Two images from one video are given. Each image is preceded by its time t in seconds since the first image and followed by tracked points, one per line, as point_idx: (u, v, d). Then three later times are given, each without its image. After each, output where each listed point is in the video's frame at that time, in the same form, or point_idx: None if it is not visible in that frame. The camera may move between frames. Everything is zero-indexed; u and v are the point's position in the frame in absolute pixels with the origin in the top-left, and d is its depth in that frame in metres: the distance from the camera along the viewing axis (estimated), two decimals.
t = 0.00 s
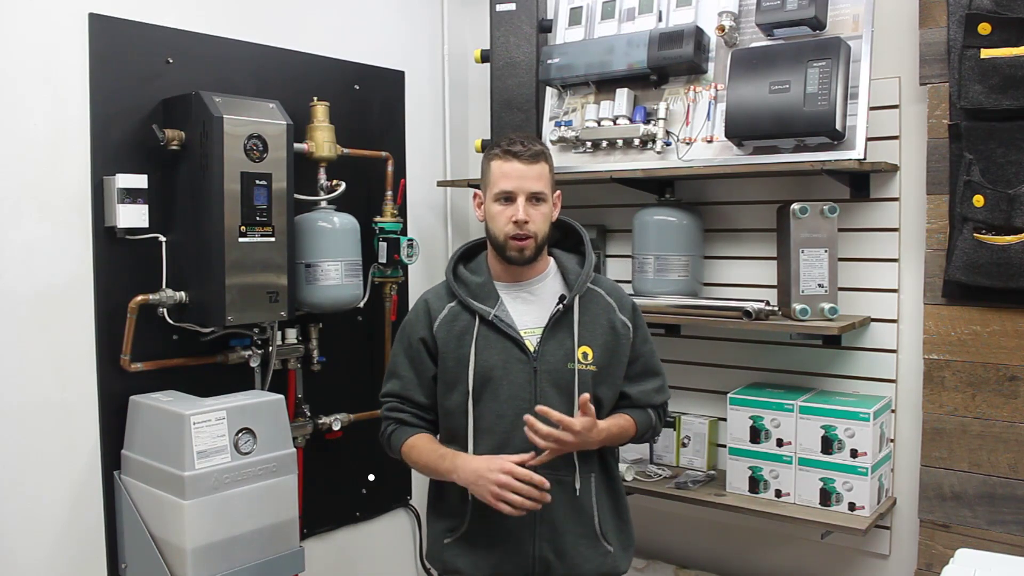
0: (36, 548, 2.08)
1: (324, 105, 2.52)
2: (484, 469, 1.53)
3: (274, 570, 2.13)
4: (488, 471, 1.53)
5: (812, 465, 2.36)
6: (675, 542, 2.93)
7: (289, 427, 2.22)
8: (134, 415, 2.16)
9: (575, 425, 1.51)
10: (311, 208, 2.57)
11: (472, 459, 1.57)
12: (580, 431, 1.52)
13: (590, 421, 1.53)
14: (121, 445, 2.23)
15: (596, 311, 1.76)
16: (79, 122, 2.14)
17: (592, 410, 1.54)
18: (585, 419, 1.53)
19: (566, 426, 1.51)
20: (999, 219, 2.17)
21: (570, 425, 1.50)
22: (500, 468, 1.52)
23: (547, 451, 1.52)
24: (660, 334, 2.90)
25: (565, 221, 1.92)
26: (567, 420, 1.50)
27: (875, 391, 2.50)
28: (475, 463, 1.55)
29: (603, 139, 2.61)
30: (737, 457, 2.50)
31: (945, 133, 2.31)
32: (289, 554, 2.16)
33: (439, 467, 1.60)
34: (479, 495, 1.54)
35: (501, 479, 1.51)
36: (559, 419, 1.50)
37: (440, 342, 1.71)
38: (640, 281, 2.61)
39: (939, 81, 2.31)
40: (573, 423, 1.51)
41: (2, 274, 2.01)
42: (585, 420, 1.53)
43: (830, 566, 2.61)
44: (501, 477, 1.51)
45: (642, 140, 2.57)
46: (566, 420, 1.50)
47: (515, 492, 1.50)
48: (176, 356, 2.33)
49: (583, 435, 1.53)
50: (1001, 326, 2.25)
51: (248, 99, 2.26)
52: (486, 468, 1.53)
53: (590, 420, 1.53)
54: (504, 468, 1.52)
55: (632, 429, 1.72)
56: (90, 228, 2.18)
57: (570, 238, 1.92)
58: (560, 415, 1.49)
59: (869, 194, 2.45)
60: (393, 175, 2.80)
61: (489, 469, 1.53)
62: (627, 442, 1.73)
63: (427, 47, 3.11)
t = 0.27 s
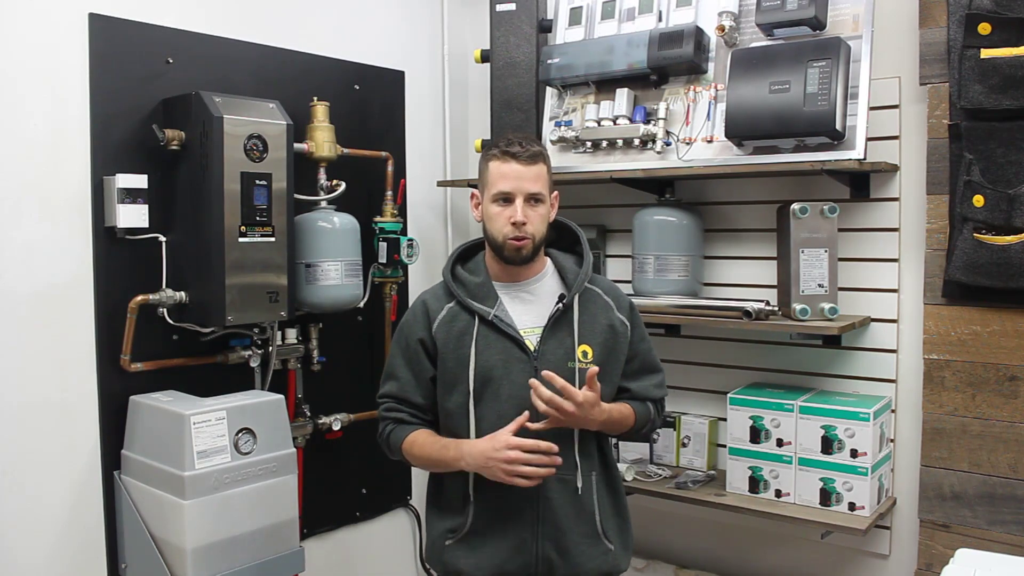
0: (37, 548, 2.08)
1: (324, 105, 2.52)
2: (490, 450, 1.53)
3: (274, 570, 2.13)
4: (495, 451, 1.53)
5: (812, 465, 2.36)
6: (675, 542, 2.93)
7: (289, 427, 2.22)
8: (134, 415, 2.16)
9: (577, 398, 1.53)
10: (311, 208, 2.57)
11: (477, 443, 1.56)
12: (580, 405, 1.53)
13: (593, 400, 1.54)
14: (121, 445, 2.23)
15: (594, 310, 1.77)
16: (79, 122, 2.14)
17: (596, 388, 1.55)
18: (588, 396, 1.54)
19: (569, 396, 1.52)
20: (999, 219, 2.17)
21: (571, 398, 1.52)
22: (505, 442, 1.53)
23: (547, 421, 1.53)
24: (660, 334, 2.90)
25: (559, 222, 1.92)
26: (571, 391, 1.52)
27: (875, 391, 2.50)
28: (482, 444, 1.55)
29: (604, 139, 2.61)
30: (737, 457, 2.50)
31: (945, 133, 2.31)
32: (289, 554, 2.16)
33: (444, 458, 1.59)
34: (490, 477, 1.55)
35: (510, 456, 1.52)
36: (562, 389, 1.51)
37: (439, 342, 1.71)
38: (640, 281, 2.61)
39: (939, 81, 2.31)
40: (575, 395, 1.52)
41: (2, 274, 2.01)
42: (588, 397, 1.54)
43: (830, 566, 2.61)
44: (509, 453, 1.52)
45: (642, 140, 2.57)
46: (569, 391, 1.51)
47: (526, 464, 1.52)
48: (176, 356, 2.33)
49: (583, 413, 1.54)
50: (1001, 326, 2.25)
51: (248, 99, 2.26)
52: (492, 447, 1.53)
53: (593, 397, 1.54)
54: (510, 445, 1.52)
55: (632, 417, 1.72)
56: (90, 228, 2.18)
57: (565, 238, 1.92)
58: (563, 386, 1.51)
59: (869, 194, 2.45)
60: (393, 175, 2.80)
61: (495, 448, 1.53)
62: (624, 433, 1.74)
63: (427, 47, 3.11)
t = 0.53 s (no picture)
0: (37, 547, 2.08)
1: (324, 105, 2.52)
2: (492, 447, 1.53)
3: (274, 570, 2.13)
4: (497, 448, 1.53)
5: (812, 465, 2.36)
6: (675, 542, 2.93)
7: (289, 427, 2.22)
8: (134, 416, 2.16)
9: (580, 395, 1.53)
10: (311, 208, 2.57)
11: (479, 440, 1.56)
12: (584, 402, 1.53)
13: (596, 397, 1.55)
14: (121, 445, 2.23)
15: (593, 310, 1.77)
16: (79, 122, 2.14)
17: (599, 387, 1.56)
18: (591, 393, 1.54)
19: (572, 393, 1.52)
20: (999, 219, 2.17)
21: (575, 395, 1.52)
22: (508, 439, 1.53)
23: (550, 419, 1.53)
24: (660, 334, 2.90)
25: (555, 221, 1.91)
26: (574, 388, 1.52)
27: (875, 391, 2.50)
28: (484, 441, 1.54)
29: (603, 139, 2.61)
30: (737, 457, 2.50)
31: (945, 133, 2.31)
32: (289, 554, 2.16)
33: (446, 456, 1.59)
34: (493, 473, 1.55)
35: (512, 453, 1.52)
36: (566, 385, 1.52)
37: (438, 345, 1.70)
38: (640, 281, 2.61)
39: (939, 81, 2.31)
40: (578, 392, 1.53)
41: (2, 274, 2.01)
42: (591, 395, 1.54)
43: (830, 565, 2.61)
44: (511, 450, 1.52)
45: (642, 140, 2.57)
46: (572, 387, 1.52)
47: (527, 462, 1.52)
48: (176, 356, 2.33)
49: (586, 410, 1.55)
50: (1001, 326, 2.25)
51: (248, 99, 2.26)
52: (494, 444, 1.53)
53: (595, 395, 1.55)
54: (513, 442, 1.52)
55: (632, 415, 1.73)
56: (90, 228, 2.18)
57: (561, 237, 1.92)
58: (567, 382, 1.51)
59: (869, 194, 2.45)
60: (392, 175, 2.80)
61: (498, 445, 1.53)
62: (623, 433, 1.75)
63: (428, 47, 3.11)
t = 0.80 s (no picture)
0: (37, 547, 2.08)
1: (324, 105, 2.52)
2: (491, 477, 1.51)
3: (274, 570, 2.13)
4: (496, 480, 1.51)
5: (812, 465, 2.36)
6: (675, 542, 2.93)
7: (289, 427, 2.22)
8: (134, 416, 2.16)
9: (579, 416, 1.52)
10: (311, 208, 2.57)
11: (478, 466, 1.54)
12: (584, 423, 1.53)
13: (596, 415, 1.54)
14: (121, 445, 2.23)
15: (589, 310, 1.78)
16: (79, 122, 2.14)
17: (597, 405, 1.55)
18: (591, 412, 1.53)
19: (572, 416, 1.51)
20: (999, 219, 2.17)
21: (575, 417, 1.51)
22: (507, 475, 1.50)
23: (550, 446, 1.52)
24: (660, 334, 2.90)
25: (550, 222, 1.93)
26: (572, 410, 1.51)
27: (875, 391, 2.50)
28: (483, 471, 1.52)
29: (604, 139, 2.61)
30: (737, 457, 2.50)
31: (945, 133, 2.31)
32: (289, 554, 2.16)
33: (444, 476, 1.58)
34: (490, 503, 1.53)
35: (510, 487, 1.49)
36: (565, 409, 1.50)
37: (436, 346, 1.70)
38: (640, 281, 2.61)
39: (939, 81, 2.31)
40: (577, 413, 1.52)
41: (2, 274, 2.01)
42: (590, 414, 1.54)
43: (830, 565, 2.61)
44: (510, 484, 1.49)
45: (642, 140, 2.57)
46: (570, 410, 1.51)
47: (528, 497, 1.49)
48: (176, 356, 2.33)
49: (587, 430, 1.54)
50: (1001, 325, 2.25)
51: (248, 99, 2.26)
52: (493, 477, 1.51)
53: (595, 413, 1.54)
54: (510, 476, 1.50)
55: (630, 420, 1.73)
56: (90, 228, 2.18)
57: (556, 238, 1.92)
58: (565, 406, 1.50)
59: (869, 194, 2.45)
60: (392, 175, 2.80)
61: (496, 477, 1.51)
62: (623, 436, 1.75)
63: (428, 47, 3.11)
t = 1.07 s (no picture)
0: (37, 547, 2.08)
1: (324, 105, 2.52)
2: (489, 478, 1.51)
3: (274, 570, 2.13)
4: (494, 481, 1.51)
5: (812, 465, 2.36)
6: (675, 542, 2.93)
7: (288, 427, 2.22)
8: (134, 416, 2.16)
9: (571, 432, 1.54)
10: (311, 208, 2.57)
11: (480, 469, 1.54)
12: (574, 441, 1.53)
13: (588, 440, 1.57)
14: (121, 445, 2.23)
15: (585, 311, 1.78)
16: (79, 122, 2.14)
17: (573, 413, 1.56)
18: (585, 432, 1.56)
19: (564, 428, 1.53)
20: (999, 219, 2.17)
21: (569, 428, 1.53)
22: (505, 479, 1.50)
23: (545, 467, 1.51)
24: (660, 334, 2.90)
25: (546, 221, 1.92)
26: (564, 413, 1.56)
27: (875, 391, 2.50)
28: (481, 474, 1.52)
29: (603, 139, 2.61)
30: (737, 457, 2.50)
31: (945, 133, 2.31)
32: (289, 554, 2.16)
33: (437, 473, 1.57)
34: (481, 502, 1.52)
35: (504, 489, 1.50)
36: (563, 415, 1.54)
37: (432, 348, 1.70)
38: (640, 281, 2.61)
39: (939, 81, 2.31)
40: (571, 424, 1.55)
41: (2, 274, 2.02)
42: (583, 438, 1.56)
43: (830, 565, 2.61)
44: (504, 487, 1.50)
45: (642, 140, 2.57)
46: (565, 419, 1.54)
47: (520, 498, 1.48)
48: (176, 356, 2.33)
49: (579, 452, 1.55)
50: (1001, 325, 2.25)
51: (248, 99, 2.26)
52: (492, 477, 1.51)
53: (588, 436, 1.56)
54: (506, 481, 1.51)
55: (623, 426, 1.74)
56: (90, 228, 2.18)
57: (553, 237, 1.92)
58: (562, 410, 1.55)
59: (869, 194, 2.45)
60: (392, 175, 2.80)
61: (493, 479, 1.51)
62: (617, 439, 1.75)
63: (428, 47, 3.12)
